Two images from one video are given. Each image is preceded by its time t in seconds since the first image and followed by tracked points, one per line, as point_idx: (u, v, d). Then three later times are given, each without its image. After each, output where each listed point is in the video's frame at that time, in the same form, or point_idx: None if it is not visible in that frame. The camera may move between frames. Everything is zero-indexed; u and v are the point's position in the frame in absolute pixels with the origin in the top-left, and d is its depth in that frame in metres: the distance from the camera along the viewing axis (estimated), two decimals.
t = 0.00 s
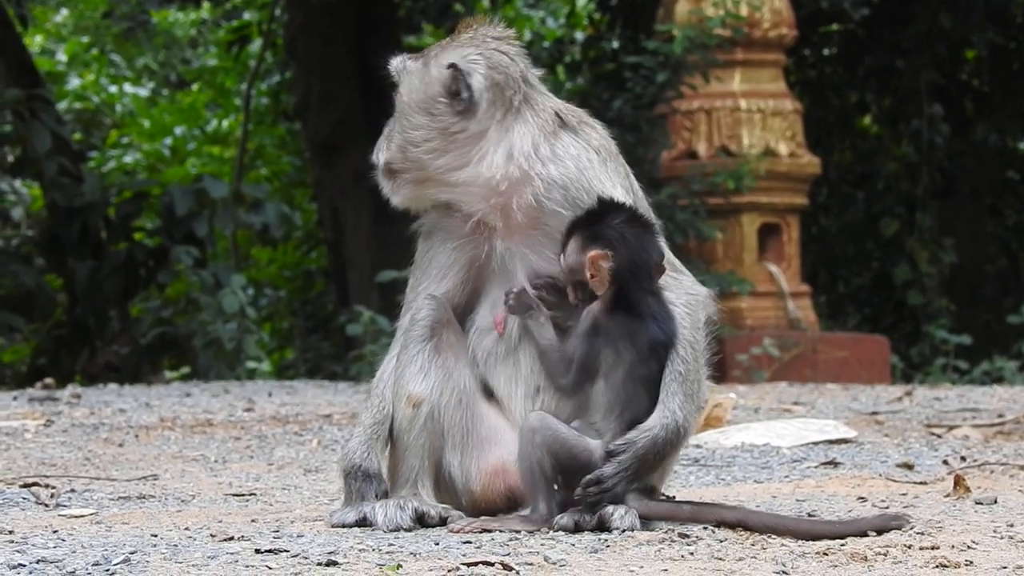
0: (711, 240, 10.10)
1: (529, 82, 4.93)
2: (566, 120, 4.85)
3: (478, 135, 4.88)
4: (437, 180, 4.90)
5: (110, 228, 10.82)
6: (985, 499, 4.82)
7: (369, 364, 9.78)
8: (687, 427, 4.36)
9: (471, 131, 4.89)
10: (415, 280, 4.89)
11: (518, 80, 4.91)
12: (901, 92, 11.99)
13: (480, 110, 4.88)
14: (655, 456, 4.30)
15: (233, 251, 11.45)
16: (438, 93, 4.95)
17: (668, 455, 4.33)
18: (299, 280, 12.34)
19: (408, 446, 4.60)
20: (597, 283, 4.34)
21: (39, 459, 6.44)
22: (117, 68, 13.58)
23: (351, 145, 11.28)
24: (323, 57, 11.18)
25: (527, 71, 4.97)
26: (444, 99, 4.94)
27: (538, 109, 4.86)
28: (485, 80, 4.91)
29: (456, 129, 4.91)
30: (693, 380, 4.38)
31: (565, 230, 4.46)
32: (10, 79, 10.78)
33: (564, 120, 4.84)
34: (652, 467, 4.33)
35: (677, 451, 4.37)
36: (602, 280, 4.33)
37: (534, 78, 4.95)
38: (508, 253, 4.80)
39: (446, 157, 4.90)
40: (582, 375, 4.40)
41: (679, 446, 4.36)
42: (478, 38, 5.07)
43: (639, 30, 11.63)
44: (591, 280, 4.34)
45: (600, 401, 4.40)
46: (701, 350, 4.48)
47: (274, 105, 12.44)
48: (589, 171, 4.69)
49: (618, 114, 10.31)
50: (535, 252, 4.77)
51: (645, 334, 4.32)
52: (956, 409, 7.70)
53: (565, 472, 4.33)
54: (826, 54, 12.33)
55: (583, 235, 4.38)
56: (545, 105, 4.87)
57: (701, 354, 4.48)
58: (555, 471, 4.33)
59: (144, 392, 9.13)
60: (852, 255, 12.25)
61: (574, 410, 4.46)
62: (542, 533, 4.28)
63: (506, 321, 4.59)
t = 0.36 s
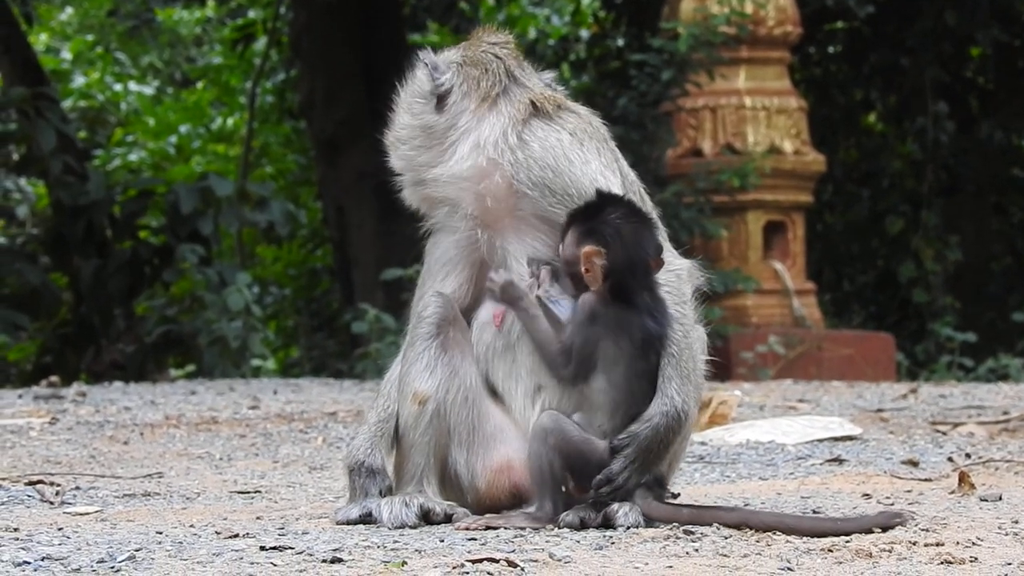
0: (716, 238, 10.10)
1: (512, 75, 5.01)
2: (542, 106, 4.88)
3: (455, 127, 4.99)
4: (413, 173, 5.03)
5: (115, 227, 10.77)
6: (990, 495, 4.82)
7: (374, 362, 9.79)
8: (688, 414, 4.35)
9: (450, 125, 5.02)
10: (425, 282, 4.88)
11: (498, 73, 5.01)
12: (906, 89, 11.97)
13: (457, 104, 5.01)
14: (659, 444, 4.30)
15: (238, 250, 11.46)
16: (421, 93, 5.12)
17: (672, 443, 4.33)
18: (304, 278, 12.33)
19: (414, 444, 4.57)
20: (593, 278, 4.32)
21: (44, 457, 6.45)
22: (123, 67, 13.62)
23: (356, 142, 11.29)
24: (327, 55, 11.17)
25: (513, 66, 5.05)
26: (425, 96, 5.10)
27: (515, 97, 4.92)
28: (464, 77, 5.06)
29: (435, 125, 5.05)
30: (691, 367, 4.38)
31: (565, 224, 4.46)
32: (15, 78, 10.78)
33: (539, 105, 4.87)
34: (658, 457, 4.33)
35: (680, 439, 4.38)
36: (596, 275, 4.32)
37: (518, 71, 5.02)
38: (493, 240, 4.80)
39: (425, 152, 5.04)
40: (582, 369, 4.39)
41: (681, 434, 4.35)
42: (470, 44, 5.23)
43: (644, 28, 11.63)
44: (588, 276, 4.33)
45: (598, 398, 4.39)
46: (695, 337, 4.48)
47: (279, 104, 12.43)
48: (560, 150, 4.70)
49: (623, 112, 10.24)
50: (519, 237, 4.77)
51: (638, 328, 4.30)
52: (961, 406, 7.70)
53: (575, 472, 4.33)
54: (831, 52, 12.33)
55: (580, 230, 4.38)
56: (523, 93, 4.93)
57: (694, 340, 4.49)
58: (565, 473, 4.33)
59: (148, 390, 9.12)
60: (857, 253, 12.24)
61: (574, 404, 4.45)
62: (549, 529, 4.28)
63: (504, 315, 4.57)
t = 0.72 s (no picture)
0: (719, 235, 10.11)
1: (505, 67, 5.01)
2: (524, 93, 4.85)
3: (446, 120, 5.04)
4: (408, 168, 5.13)
5: (118, 224, 10.80)
6: (993, 492, 4.82)
7: (377, 359, 9.81)
8: (681, 393, 4.35)
9: (441, 117, 5.06)
10: (427, 276, 4.88)
11: (490, 64, 5.03)
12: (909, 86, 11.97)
13: (449, 97, 5.06)
14: (655, 427, 4.30)
15: (241, 247, 11.47)
16: (420, 89, 5.19)
17: (669, 425, 4.33)
18: (307, 276, 12.31)
19: (420, 444, 4.55)
20: (574, 274, 4.37)
21: (48, 455, 6.46)
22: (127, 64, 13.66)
23: (359, 140, 11.30)
24: (331, 53, 11.18)
25: (509, 58, 5.05)
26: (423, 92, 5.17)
27: (501, 86, 4.92)
28: (458, 69, 5.10)
29: (430, 119, 5.11)
30: (681, 347, 4.38)
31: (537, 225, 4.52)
32: (18, 76, 10.80)
33: (522, 93, 4.85)
34: (657, 439, 4.33)
35: (676, 421, 4.39)
36: (577, 270, 4.36)
37: (513, 63, 5.03)
38: (480, 230, 4.84)
39: (422, 147, 5.12)
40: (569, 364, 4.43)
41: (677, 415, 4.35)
42: (474, 41, 5.26)
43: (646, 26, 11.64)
44: (567, 273, 4.38)
45: (590, 394, 4.41)
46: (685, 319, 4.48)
47: (281, 101, 12.48)
48: (534, 132, 4.69)
49: (626, 109, 10.39)
50: (505, 227, 4.81)
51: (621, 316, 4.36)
52: (964, 403, 7.70)
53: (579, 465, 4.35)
54: (834, 49, 12.36)
55: (556, 228, 4.42)
56: (511, 82, 4.92)
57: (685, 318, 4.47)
58: (566, 465, 4.36)
59: (152, 387, 9.13)
60: (860, 250, 12.24)
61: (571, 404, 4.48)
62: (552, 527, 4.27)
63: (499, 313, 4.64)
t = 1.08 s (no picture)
0: (722, 233, 10.09)
1: (491, 64, 4.97)
2: (504, 88, 4.82)
3: (433, 120, 5.04)
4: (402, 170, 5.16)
5: (122, 222, 10.81)
6: (997, 489, 4.82)
7: (380, 357, 9.81)
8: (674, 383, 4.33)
9: (430, 118, 5.07)
10: (426, 276, 4.83)
11: (476, 62, 4.99)
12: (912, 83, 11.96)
13: (436, 98, 5.06)
14: (651, 419, 4.27)
15: (245, 245, 11.47)
16: (413, 91, 5.21)
17: (666, 416, 4.31)
18: (310, 273, 12.39)
19: (425, 443, 4.55)
20: (570, 277, 4.33)
21: (51, 453, 6.46)
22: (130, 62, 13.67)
23: (362, 141, 11.30)
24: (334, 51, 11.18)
25: (495, 55, 5.01)
26: (415, 94, 5.19)
27: (483, 83, 4.90)
28: (445, 69, 5.09)
29: (420, 120, 5.12)
30: (669, 337, 4.36)
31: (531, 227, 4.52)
32: (21, 74, 10.80)
33: (502, 88, 4.81)
34: (658, 432, 4.30)
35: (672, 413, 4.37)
36: (573, 276, 4.33)
37: (498, 60, 4.97)
38: (469, 229, 4.84)
39: (414, 149, 5.14)
40: (560, 367, 4.45)
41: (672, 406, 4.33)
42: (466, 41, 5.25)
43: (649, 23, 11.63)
44: (564, 277, 4.34)
45: (588, 396, 4.44)
46: (675, 308, 4.46)
47: (285, 99, 12.49)
48: (511, 126, 4.67)
49: (630, 107, 10.39)
50: (491, 223, 4.80)
51: (617, 317, 4.40)
52: (968, 401, 7.69)
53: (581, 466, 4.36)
54: (837, 47, 12.35)
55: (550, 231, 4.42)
56: (494, 79, 4.89)
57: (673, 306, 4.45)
58: (568, 463, 4.36)
59: (155, 385, 9.14)
60: (864, 247, 12.23)
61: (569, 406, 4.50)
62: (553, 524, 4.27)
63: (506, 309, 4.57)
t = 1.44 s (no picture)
0: (723, 230, 10.09)
1: (495, 62, 4.95)
2: (508, 85, 4.76)
3: (437, 118, 5.03)
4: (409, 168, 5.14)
5: (122, 220, 10.84)
6: (998, 487, 4.81)
7: (382, 355, 9.81)
8: (660, 382, 4.33)
9: (435, 116, 5.04)
10: (430, 274, 4.84)
11: (480, 59, 4.98)
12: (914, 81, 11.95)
13: (439, 95, 5.04)
14: (634, 418, 4.30)
15: (246, 244, 11.47)
16: (419, 88, 5.19)
17: (650, 414, 4.31)
18: (312, 272, 12.39)
19: (426, 440, 4.55)
20: (558, 285, 4.33)
21: (52, 451, 6.46)
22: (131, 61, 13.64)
23: (364, 138, 11.29)
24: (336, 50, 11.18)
25: (499, 54, 5.00)
26: (421, 92, 5.17)
27: (487, 81, 4.85)
28: (449, 67, 5.07)
29: (425, 118, 5.10)
30: (651, 333, 4.34)
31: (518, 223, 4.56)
32: (22, 72, 10.78)
33: (505, 85, 4.76)
34: (644, 430, 4.32)
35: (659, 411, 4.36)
36: (561, 284, 4.32)
37: (502, 58, 4.97)
38: (475, 230, 4.83)
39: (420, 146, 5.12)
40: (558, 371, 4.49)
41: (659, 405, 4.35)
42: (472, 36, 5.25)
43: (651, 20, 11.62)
44: (551, 285, 4.33)
45: (585, 395, 4.48)
46: (663, 307, 4.41)
47: (286, 97, 12.50)
48: (513, 122, 4.59)
49: (631, 104, 10.44)
50: (497, 222, 4.80)
51: (607, 308, 4.48)
52: (970, 398, 7.69)
53: (577, 464, 4.38)
54: (839, 44, 12.35)
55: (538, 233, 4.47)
56: (497, 76, 4.86)
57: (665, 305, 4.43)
58: (567, 461, 4.37)
59: (157, 383, 9.15)
60: (865, 245, 12.23)
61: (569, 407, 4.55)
62: (555, 522, 4.27)
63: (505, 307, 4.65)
